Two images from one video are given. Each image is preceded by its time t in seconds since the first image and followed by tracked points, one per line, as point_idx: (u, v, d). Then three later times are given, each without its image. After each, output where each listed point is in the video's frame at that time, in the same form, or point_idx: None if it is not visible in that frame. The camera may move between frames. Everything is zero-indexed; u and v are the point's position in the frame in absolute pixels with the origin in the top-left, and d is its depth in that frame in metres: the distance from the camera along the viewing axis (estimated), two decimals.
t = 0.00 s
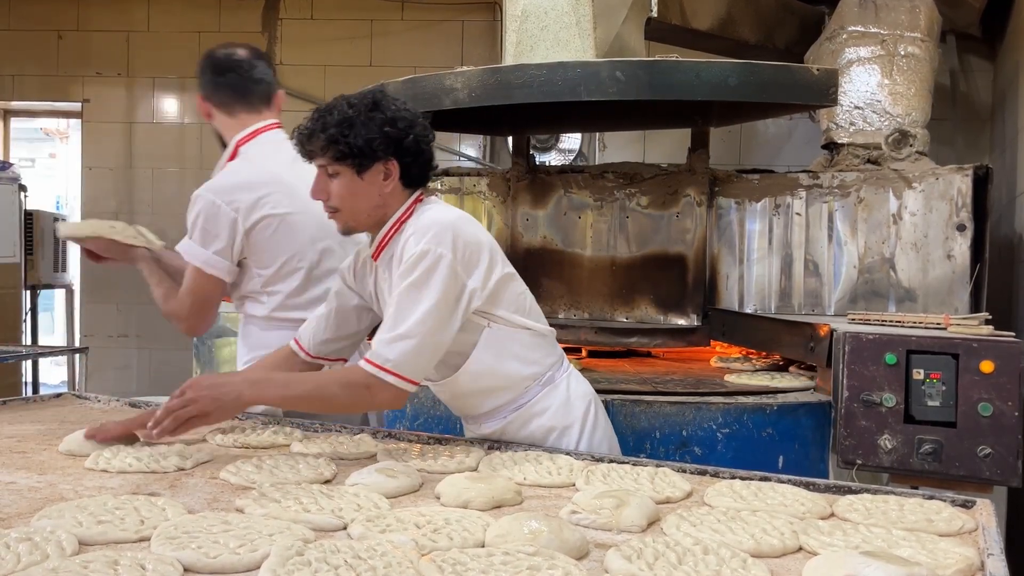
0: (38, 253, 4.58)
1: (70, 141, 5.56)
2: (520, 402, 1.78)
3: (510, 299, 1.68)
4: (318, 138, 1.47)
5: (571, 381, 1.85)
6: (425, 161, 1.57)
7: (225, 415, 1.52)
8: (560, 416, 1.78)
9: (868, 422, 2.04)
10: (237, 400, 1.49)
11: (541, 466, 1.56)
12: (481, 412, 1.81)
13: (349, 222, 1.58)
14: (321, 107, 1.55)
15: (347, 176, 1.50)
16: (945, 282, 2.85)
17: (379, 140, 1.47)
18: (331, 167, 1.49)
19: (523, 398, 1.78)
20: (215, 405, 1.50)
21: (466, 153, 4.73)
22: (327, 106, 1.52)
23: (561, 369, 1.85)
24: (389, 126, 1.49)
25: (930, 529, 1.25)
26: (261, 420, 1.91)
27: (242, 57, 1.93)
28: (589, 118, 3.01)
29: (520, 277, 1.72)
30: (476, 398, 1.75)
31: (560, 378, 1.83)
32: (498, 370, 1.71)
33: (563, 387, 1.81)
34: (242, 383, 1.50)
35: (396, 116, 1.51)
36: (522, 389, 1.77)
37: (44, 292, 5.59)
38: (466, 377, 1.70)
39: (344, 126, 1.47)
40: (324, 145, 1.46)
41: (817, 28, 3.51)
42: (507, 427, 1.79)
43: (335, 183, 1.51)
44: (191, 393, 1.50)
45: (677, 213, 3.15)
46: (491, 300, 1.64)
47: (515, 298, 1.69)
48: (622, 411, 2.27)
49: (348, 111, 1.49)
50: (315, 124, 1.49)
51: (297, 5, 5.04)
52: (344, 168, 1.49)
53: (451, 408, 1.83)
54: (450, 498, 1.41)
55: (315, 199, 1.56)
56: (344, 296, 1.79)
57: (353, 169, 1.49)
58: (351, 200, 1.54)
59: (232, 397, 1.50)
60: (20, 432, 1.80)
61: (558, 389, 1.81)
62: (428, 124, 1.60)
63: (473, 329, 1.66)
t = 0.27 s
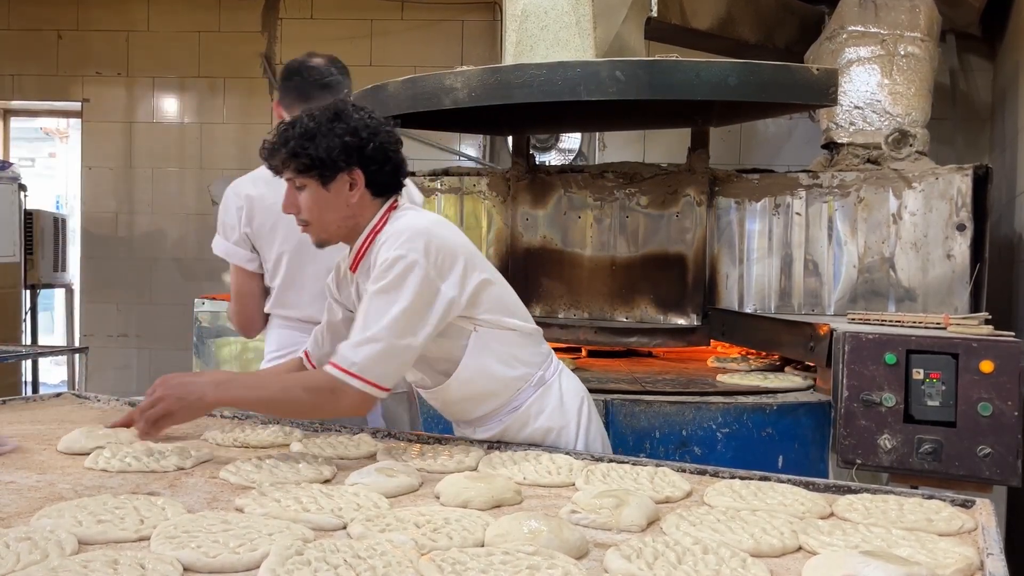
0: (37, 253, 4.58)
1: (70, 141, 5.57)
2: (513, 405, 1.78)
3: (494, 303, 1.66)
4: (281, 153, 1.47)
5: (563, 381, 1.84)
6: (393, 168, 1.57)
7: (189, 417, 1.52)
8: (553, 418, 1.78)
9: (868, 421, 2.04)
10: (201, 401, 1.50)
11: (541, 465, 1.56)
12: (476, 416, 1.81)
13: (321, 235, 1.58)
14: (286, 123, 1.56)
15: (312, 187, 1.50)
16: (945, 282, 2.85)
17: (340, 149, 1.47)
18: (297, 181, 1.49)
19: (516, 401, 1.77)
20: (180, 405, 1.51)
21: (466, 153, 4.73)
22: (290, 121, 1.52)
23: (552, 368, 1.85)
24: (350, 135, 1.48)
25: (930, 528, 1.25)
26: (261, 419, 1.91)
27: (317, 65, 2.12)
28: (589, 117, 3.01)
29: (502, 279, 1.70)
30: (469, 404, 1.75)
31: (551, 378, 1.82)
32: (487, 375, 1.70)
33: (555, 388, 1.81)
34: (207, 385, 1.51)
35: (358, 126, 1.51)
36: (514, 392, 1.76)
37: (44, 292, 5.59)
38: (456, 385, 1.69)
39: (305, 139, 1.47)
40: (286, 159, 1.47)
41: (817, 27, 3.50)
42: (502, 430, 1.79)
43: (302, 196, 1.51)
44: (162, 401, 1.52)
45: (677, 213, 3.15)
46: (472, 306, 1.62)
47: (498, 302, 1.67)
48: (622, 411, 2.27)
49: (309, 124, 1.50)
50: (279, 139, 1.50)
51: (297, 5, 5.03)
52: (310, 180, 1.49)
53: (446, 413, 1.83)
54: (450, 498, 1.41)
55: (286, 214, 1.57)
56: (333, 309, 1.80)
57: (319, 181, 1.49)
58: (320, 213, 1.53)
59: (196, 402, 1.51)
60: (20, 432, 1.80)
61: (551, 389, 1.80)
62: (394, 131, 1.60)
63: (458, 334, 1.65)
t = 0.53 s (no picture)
0: (37, 252, 4.58)
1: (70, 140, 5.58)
2: (507, 410, 1.78)
3: (474, 312, 1.65)
4: (269, 167, 1.47)
5: (556, 382, 1.84)
6: (383, 180, 1.56)
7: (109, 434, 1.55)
8: (548, 419, 1.78)
9: (868, 421, 2.05)
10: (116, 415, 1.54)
11: (540, 465, 1.56)
12: (472, 420, 1.81)
13: (313, 246, 1.59)
14: (274, 134, 1.55)
15: (302, 201, 1.50)
16: (945, 282, 2.85)
17: (328, 166, 1.46)
18: (286, 194, 1.50)
19: (509, 404, 1.77)
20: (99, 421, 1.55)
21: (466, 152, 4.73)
22: (279, 133, 1.52)
23: (544, 371, 1.84)
24: (337, 151, 1.48)
25: (930, 528, 1.25)
26: (261, 419, 1.91)
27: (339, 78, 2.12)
28: (589, 117, 3.01)
29: (486, 286, 1.69)
30: (464, 407, 1.75)
31: (543, 380, 1.82)
32: (479, 377, 1.71)
33: (549, 390, 1.80)
34: (121, 400, 1.55)
35: (347, 139, 1.50)
36: (506, 397, 1.76)
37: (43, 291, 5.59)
38: (449, 389, 1.69)
39: (293, 154, 1.46)
40: (275, 173, 1.47)
41: (817, 27, 3.50)
42: (499, 434, 1.79)
43: (292, 210, 1.52)
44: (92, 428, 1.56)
45: (677, 212, 3.15)
46: (441, 314, 1.61)
47: (477, 312, 1.65)
48: (622, 411, 2.27)
49: (298, 137, 1.49)
50: (268, 152, 1.49)
51: (297, 4, 5.03)
52: (299, 194, 1.49)
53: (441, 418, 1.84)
54: (450, 497, 1.41)
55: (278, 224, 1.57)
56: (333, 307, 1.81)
57: (308, 195, 1.49)
58: (310, 225, 1.54)
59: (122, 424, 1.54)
60: (20, 431, 1.80)
61: (544, 393, 1.80)
62: (383, 141, 1.59)
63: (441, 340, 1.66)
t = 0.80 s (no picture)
0: (37, 252, 4.58)
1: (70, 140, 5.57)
2: (508, 410, 1.79)
3: (476, 312, 1.66)
4: (274, 168, 1.48)
5: (557, 383, 1.84)
6: (386, 181, 1.57)
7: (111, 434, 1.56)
8: (549, 420, 1.78)
9: (868, 421, 2.05)
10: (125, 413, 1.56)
11: (540, 465, 1.57)
12: (472, 419, 1.81)
13: (317, 246, 1.60)
14: (278, 135, 1.55)
15: (307, 203, 1.51)
16: (945, 282, 2.85)
17: (333, 167, 1.47)
18: (291, 195, 1.50)
19: (510, 404, 1.78)
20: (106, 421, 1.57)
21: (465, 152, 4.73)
22: (284, 133, 1.52)
23: (545, 371, 1.85)
24: (342, 152, 1.48)
25: (930, 528, 1.25)
26: (261, 418, 1.91)
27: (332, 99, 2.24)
28: (590, 117, 3.01)
29: (489, 287, 1.70)
30: (465, 406, 1.76)
31: (544, 380, 1.82)
32: (480, 376, 1.71)
33: (550, 391, 1.81)
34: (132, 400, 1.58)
35: (351, 140, 1.50)
36: (507, 397, 1.77)
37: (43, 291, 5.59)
38: (451, 388, 1.70)
39: (298, 155, 1.46)
40: (279, 174, 1.47)
41: (817, 28, 3.50)
42: (499, 433, 1.80)
43: (296, 210, 1.53)
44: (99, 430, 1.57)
45: (677, 212, 3.15)
46: (443, 314, 1.61)
47: (479, 312, 1.66)
48: (622, 411, 2.27)
49: (302, 138, 1.49)
50: (272, 153, 1.50)
51: (297, 4, 5.03)
52: (304, 195, 1.50)
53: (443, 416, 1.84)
54: (450, 497, 1.41)
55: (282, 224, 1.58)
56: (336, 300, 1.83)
57: (312, 196, 1.50)
58: (314, 226, 1.55)
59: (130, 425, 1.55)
60: (20, 431, 1.80)
61: (545, 394, 1.80)
62: (386, 142, 1.59)
63: (444, 339, 1.66)
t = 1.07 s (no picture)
0: (37, 252, 4.58)
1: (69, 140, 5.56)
2: (511, 409, 1.79)
3: (481, 312, 1.65)
4: (288, 164, 1.48)
5: (561, 383, 1.84)
6: (399, 179, 1.57)
7: (115, 432, 1.57)
8: (552, 420, 1.78)
9: (867, 421, 2.05)
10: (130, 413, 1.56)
11: (540, 464, 1.57)
12: (475, 417, 1.82)
13: (328, 242, 1.60)
14: (293, 129, 1.55)
15: (320, 199, 1.51)
16: (944, 282, 2.85)
17: (348, 165, 1.47)
18: (304, 191, 1.51)
19: (512, 403, 1.78)
20: (109, 420, 1.57)
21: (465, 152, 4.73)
22: (299, 128, 1.52)
23: (550, 371, 1.85)
24: (357, 150, 1.48)
25: (929, 528, 1.25)
26: (260, 418, 1.91)
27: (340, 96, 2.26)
28: (590, 117, 3.01)
29: (496, 287, 1.69)
30: (468, 404, 1.76)
31: (548, 380, 1.82)
32: (484, 376, 1.71)
33: (553, 391, 1.81)
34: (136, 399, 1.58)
35: (366, 138, 1.50)
36: (510, 396, 1.77)
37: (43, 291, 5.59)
38: (454, 386, 1.70)
39: (313, 151, 1.46)
40: (293, 170, 1.47)
41: (817, 28, 3.50)
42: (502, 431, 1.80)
43: (309, 206, 1.53)
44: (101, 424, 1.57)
45: (677, 212, 3.15)
46: (448, 313, 1.61)
47: (484, 312, 1.66)
48: (622, 411, 2.27)
49: (318, 134, 1.49)
50: (287, 148, 1.50)
51: (298, 4, 5.03)
52: (317, 192, 1.50)
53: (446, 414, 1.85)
54: (450, 497, 1.41)
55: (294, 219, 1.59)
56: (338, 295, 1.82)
57: (326, 193, 1.50)
58: (326, 222, 1.55)
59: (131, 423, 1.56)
60: (19, 431, 1.80)
61: (548, 395, 1.80)
62: (401, 140, 1.59)
63: (448, 339, 1.66)
